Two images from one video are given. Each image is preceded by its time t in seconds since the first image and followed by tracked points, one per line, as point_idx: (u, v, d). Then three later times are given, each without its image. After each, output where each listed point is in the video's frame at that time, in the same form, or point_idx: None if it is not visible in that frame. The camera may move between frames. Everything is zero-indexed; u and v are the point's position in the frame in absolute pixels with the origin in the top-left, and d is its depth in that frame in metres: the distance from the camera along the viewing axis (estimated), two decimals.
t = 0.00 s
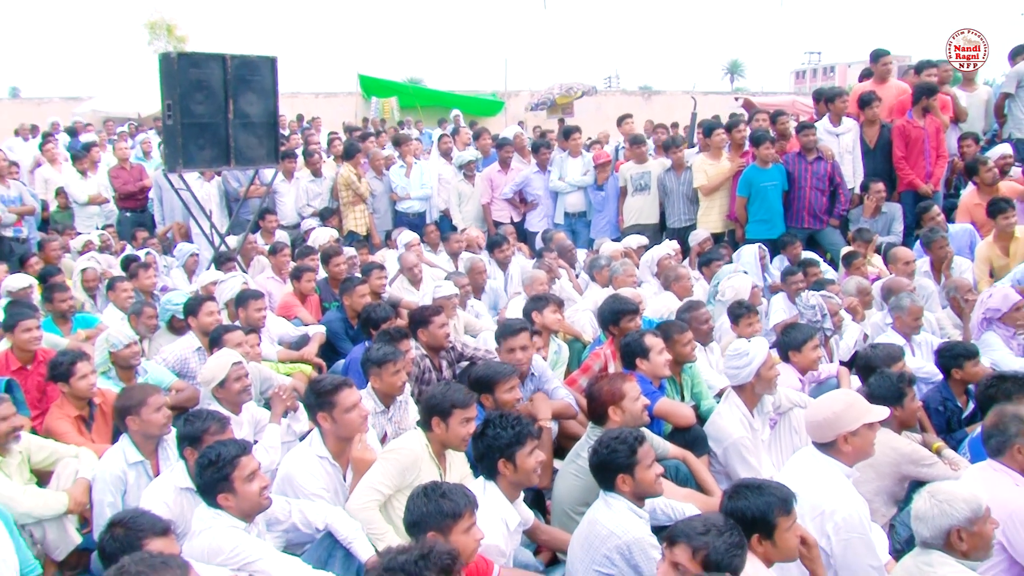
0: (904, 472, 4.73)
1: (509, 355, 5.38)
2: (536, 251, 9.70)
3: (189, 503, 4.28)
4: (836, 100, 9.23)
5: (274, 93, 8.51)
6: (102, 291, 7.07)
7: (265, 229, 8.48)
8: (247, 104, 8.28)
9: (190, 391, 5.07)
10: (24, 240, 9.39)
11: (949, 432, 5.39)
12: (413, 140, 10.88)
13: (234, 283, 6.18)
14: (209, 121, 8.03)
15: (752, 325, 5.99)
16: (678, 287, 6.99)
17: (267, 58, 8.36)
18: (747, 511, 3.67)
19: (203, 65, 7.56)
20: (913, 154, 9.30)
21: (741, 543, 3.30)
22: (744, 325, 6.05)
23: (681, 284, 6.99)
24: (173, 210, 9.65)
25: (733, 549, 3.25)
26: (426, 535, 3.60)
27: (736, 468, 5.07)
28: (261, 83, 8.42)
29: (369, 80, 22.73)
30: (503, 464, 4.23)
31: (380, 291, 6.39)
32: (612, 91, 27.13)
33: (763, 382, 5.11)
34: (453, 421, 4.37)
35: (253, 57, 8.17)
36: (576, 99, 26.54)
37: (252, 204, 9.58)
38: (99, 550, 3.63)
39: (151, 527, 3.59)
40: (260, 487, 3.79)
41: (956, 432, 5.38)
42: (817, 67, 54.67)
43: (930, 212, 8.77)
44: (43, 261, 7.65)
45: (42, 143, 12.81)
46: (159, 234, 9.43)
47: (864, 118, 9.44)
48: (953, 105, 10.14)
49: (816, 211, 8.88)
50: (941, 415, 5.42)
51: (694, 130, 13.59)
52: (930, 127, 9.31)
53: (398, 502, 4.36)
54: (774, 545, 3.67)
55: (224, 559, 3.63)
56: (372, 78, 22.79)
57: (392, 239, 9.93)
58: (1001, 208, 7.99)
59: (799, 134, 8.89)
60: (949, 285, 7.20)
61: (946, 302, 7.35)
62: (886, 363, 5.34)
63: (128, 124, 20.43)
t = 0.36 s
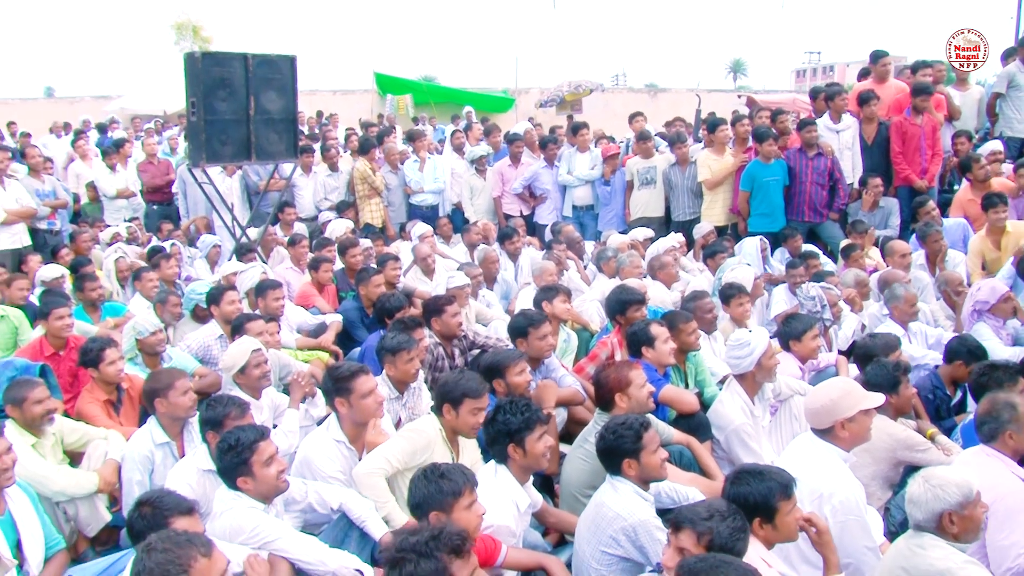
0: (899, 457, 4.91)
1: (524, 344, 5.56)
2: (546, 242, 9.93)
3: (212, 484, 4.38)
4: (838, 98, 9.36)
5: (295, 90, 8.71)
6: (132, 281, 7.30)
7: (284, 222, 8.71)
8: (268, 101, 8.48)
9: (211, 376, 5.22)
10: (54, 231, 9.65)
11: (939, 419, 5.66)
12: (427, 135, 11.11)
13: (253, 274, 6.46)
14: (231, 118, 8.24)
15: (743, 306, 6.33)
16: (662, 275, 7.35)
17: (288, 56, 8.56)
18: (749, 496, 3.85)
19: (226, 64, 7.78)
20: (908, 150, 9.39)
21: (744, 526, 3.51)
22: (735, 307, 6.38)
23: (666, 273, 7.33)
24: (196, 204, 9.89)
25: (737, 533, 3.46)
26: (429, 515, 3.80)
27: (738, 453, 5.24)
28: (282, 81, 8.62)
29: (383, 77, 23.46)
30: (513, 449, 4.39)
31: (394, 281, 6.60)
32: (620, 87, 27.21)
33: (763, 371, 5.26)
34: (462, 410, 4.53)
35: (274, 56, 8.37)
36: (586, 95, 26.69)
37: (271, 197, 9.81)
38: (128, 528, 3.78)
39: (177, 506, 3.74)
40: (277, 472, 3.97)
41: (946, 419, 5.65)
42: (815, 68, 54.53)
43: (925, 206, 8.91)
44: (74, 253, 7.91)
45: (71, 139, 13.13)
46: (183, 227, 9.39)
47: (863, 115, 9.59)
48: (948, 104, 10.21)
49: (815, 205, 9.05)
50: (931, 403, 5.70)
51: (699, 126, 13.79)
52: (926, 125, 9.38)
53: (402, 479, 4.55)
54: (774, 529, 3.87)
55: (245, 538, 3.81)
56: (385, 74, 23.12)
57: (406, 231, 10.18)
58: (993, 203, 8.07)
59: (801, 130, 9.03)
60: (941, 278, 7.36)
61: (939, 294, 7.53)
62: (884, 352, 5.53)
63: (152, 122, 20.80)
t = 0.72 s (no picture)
0: (912, 451, 4.90)
1: (540, 337, 5.54)
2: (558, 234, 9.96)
3: (223, 475, 4.42)
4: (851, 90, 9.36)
5: (307, 83, 8.72)
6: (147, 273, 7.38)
7: (297, 213, 8.74)
8: (280, 93, 8.50)
9: (224, 367, 5.24)
10: (69, 223, 9.71)
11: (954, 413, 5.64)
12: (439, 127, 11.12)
13: (266, 265, 6.50)
14: (244, 110, 8.27)
15: (748, 292, 6.42)
16: (658, 265, 7.09)
17: (300, 48, 8.56)
18: (762, 490, 3.86)
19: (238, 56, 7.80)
20: (922, 143, 9.36)
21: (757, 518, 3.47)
22: (739, 293, 6.47)
23: (664, 264, 7.07)
24: (210, 195, 9.91)
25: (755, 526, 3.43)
26: (443, 507, 3.81)
27: (750, 447, 5.18)
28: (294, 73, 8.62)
29: (395, 69, 23.50)
30: (529, 454, 4.30)
31: (407, 273, 6.61)
32: (631, 80, 27.13)
33: (776, 364, 5.21)
34: (481, 417, 4.44)
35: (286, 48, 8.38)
36: (598, 88, 26.62)
37: (283, 189, 9.84)
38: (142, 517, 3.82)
39: (190, 496, 3.75)
40: (288, 462, 3.93)
41: (961, 413, 5.62)
42: (825, 60, 54.20)
43: (939, 199, 8.87)
44: (88, 244, 7.95)
45: (85, 131, 13.20)
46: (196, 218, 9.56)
47: (879, 107, 9.58)
48: (962, 96, 10.17)
49: (829, 197, 9.02)
50: (946, 395, 5.66)
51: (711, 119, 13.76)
52: (938, 119, 9.29)
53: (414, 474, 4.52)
54: (786, 522, 3.86)
55: (258, 528, 3.83)
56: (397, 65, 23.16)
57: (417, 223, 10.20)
58: (1006, 196, 8.11)
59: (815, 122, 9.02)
60: (955, 272, 7.31)
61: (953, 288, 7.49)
62: (901, 345, 5.53)
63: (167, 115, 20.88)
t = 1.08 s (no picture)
0: (925, 447, 4.88)
1: (552, 331, 5.54)
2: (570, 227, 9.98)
3: (234, 467, 4.44)
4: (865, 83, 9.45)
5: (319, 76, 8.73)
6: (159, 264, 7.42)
7: (309, 206, 8.77)
8: (292, 86, 8.51)
9: (236, 360, 5.26)
10: (83, 216, 9.74)
11: (967, 408, 5.64)
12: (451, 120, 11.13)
13: (277, 258, 6.53)
14: (256, 103, 8.29)
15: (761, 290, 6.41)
16: (670, 259, 7.14)
17: (312, 41, 8.57)
18: (772, 482, 3.85)
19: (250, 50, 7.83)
20: (936, 137, 9.28)
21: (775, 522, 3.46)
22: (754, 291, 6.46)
23: (675, 257, 7.13)
24: (222, 188, 9.92)
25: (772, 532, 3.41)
26: (455, 503, 3.83)
27: (761, 441, 5.16)
28: (306, 66, 8.63)
29: (407, 62, 23.57)
30: (548, 459, 4.23)
31: (418, 267, 6.63)
32: (643, 74, 27.00)
33: (788, 360, 5.20)
34: (507, 428, 4.43)
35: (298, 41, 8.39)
36: (610, 81, 26.55)
37: (295, 182, 9.87)
38: (154, 508, 3.83)
39: (202, 488, 3.77)
40: (298, 450, 3.99)
41: (975, 409, 5.62)
42: (837, 53, 53.84)
43: (954, 193, 8.84)
44: (101, 236, 7.98)
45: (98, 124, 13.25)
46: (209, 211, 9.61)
47: (893, 101, 9.55)
48: (977, 90, 10.03)
49: (842, 192, 8.99)
50: (960, 391, 5.64)
51: (724, 113, 13.74)
52: (952, 112, 9.20)
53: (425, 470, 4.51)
54: (797, 515, 3.85)
55: (271, 519, 3.85)
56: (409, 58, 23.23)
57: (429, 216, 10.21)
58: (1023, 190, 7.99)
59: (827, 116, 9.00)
60: (970, 267, 7.28)
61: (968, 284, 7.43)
62: (910, 341, 5.52)
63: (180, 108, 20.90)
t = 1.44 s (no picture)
0: (945, 445, 4.84)
1: (569, 326, 5.53)
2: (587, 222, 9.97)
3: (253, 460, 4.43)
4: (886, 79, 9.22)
5: (337, 70, 8.75)
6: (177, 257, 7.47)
7: (326, 200, 8.81)
8: (311, 80, 8.53)
9: (254, 352, 5.28)
10: (103, 209, 9.81)
11: (989, 406, 5.60)
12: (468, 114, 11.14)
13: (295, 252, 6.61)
14: (275, 96, 8.32)
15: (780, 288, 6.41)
16: (694, 254, 7.17)
17: (330, 35, 8.59)
18: (787, 479, 3.83)
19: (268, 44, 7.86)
20: (957, 132, 9.21)
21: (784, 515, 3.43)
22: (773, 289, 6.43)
23: (699, 252, 7.15)
24: (241, 182, 9.97)
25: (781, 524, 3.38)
26: (473, 495, 3.84)
27: (779, 437, 5.15)
28: (324, 60, 8.66)
29: (425, 57, 23.61)
30: (570, 460, 4.20)
31: (436, 261, 6.64)
32: (661, 68, 26.87)
33: (806, 356, 5.17)
34: (529, 428, 4.49)
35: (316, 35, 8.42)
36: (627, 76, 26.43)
37: (313, 175, 9.91)
38: (173, 500, 3.85)
39: (220, 480, 3.79)
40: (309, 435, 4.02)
41: (996, 406, 5.59)
42: (856, 48, 53.41)
43: (975, 189, 8.75)
44: (121, 229, 8.04)
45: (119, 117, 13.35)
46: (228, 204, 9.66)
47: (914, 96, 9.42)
48: (1001, 85, 10.01)
49: (862, 188, 8.94)
50: (981, 389, 5.61)
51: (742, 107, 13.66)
52: (975, 107, 9.17)
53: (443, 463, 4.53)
54: (813, 511, 3.84)
55: (281, 508, 3.87)
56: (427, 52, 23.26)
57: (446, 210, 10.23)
58: None
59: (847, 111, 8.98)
60: (991, 264, 7.21)
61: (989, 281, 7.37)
62: (929, 338, 5.48)
63: (200, 103, 21.03)
